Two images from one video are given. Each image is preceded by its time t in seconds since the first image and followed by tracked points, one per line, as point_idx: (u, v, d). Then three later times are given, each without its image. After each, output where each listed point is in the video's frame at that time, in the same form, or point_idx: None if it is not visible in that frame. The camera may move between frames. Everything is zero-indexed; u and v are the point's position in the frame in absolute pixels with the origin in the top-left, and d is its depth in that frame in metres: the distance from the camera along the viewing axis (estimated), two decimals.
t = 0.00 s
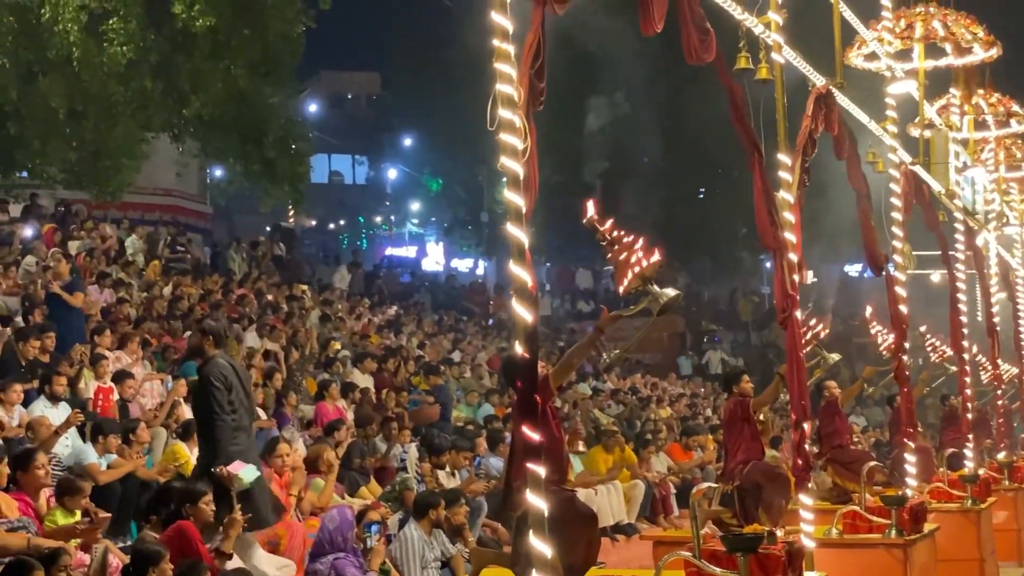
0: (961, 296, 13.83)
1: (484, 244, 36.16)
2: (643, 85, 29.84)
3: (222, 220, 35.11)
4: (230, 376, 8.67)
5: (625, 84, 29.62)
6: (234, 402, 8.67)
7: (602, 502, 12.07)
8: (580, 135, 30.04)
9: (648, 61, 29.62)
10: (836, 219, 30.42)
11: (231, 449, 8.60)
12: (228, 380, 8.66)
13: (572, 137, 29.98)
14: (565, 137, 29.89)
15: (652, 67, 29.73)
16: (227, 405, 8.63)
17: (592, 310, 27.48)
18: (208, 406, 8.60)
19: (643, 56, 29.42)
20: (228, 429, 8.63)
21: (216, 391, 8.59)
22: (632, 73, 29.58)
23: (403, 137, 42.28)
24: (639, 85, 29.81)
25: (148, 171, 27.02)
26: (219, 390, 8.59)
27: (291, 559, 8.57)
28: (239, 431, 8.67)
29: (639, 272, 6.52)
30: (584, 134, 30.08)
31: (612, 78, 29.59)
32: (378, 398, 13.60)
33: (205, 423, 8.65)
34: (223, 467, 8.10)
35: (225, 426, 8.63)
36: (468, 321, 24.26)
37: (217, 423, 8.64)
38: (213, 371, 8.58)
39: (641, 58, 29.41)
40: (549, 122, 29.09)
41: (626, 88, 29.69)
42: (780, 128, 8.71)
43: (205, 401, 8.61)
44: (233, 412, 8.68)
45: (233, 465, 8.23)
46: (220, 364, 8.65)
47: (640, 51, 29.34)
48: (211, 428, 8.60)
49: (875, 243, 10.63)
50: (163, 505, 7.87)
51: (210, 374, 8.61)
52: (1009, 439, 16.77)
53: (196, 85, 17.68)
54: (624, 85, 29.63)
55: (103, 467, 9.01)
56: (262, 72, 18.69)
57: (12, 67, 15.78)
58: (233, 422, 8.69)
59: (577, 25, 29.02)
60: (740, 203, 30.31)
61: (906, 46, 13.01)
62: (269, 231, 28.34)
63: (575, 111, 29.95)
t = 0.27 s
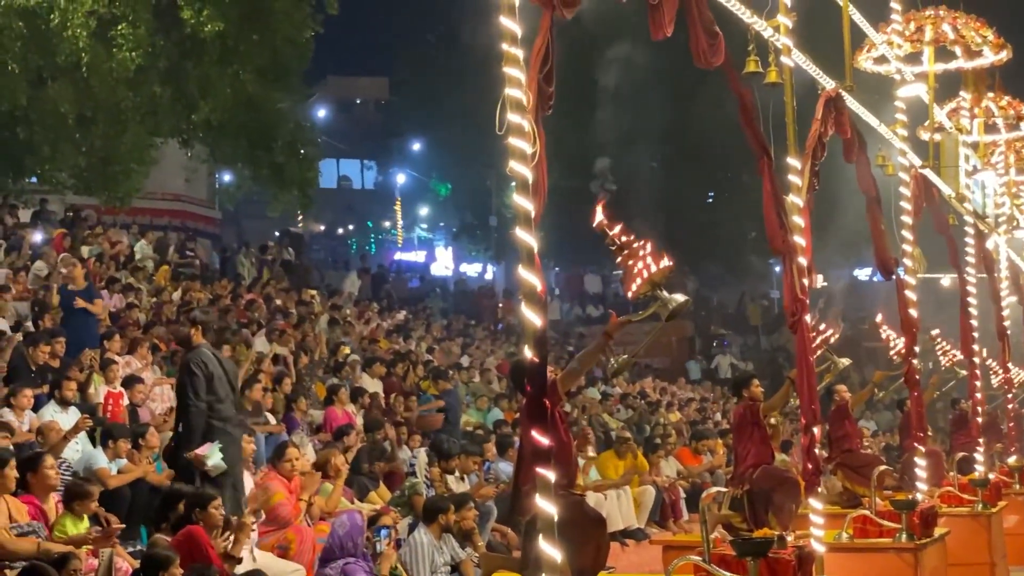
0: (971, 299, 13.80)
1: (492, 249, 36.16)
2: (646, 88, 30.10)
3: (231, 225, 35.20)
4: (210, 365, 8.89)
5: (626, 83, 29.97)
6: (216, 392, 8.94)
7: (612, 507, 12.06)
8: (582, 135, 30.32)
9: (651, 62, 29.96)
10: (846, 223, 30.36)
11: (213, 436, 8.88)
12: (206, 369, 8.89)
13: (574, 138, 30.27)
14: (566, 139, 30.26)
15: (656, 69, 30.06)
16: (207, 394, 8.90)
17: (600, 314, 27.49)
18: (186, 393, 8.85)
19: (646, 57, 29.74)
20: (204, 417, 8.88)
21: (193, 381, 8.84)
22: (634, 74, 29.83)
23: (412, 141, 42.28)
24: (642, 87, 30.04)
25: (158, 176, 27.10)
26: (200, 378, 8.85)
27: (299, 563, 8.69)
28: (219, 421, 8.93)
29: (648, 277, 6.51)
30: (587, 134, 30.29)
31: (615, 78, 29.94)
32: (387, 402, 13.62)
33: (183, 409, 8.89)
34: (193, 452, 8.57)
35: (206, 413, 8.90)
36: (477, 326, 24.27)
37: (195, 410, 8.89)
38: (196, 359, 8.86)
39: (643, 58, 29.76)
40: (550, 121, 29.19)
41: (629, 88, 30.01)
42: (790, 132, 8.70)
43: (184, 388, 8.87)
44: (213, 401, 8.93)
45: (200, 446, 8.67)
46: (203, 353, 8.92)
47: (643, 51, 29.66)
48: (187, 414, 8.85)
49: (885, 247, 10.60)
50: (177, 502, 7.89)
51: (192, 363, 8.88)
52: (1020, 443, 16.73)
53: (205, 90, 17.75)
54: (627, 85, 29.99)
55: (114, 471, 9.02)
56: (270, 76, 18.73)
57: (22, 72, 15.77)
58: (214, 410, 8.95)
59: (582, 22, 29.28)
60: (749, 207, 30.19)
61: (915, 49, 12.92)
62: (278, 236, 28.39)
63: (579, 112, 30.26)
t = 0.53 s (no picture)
0: (980, 298, 13.78)
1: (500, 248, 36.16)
2: (653, 89, 29.98)
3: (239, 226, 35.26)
4: (182, 364, 8.50)
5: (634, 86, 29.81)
6: (189, 392, 8.54)
7: (620, 506, 12.06)
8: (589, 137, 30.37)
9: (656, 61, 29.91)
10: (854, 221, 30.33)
11: (191, 436, 8.47)
12: (178, 369, 8.49)
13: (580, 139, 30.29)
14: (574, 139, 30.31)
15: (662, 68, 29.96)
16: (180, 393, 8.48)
17: (608, 314, 27.49)
18: (157, 393, 8.43)
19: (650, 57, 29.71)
20: (176, 418, 8.48)
21: (164, 381, 8.44)
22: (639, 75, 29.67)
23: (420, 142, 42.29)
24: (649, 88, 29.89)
25: (166, 177, 27.17)
26: (170, 378, 8.44)
27: (308, 563, 8.73)
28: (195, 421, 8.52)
29: (655, 276, 6.52)
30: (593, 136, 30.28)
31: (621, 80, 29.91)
32: (396, 402, 13.63)
33: (153, 411, 8.47)
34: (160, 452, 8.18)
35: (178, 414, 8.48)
36: (486, 326, 24.29)
37: (167, 411, 8.49)
38: (165, 357, 8.45)
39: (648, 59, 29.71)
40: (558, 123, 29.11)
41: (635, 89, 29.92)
42: (798, 131, 8.69)
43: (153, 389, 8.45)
44: (185, 401, 8.51)
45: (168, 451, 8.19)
46: (172, 351, 8.52)
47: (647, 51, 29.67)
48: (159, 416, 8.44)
49: (893, 246, 10.59)
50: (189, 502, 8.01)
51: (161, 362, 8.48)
52: None
53: (213, 90, 17.80)
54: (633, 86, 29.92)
55: (124, 471, 9.04)
56: (279, 76, 18.76)
57: (31, 73, 15.80)
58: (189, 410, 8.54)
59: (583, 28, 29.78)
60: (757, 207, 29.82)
61: (923, 47, 12.92)
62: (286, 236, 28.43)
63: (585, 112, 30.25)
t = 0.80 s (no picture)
0: (984, 294, 13.76)
1: (505, 246, 36.15)
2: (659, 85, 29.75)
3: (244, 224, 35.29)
4: (164, 338, 8.75)
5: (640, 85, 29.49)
6: (167, 365, 8.79)
7: (625, 503, 12.08)
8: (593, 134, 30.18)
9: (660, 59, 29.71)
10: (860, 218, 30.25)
11: (160, 410, 8.69)
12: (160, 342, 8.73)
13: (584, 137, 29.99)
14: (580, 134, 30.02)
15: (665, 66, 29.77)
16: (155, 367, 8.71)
17: (613, 311, 27.50)
18: (137, 362, 8.68)
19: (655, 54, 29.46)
20: (152, 388, 8.72)
21: (145, 352, 8.67)
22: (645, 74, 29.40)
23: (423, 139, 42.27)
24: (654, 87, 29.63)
25: (171, 175, 27.18)
26: (151, 352, 8.66)
27: (314, 561, 8.80)
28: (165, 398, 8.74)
29: (658, 274, 6.54)
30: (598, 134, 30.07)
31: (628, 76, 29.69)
32: (401, 399, 13.66)
33: (131, 380, 8.71)
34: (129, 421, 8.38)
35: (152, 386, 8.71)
36: (490, 323, 24.30)
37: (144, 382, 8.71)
38: (149, 332, 8.67)
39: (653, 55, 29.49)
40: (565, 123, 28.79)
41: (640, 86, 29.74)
42: (802, 128, 8.69)
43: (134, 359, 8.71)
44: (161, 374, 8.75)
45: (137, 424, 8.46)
46: (157, 326, 8.73)
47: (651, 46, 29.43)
48: (138, 385, 8.70)
49: (898, 242, 10.59)
50: (192, 501, 8.05)
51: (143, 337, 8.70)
52: None
53: (217, 88, 17.80)
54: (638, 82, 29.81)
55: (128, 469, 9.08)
56: (282, 75, 18.76)
57: (35, 73, 15.81)
58: (163, 384, 8.78)
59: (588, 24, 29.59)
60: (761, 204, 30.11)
61: (927, 43, 12.90)
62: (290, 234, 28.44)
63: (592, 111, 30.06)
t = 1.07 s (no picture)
0: (986, 288, 13.74)
1: (506, 242, 36.13)
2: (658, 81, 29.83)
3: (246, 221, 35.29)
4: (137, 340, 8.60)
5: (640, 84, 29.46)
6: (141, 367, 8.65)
7: (627, 498, 12.07)
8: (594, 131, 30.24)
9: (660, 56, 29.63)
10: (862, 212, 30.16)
11: (134, 413, 8.51)
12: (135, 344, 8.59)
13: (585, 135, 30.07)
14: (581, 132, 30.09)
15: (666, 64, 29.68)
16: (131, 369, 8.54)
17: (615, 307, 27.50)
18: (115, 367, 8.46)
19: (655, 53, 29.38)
20: (130, 392, 8.55)
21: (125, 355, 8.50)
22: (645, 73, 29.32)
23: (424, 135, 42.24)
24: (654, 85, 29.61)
25: (172, 172, 27.17)
26: (127, 355, 8.49)
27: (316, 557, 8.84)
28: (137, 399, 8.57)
29: (660, 270, 6.55)
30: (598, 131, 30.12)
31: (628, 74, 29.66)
32: (402, 396, 13.65)
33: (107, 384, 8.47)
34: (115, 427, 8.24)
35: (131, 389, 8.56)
36: (492, 319, 24.28)
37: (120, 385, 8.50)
38: (125, 335, 8.46)
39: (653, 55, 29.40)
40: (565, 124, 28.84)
41: (640, 84, 29.75)
42: (803, 122, 8.67)
43: (108, 363, 8.46)
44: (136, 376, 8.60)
45: (124, 432, 8.33)
46: (130, 328, 8.54)
47: (651, 43, 29.40)
48: (116, 388, 8.49)
49: (900, 237, 10.56)
50: (192, 498, 8.05)
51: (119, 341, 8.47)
52: None
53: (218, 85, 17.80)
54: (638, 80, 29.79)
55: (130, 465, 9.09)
56: (284, 71, 18.74)
57: (36, 69, 15.79)
58: (135, 385, 8.62)
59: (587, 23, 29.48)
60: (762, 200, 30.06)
61: (929, 37, 12.87)
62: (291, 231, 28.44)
63: (593, 108, 30.08)
